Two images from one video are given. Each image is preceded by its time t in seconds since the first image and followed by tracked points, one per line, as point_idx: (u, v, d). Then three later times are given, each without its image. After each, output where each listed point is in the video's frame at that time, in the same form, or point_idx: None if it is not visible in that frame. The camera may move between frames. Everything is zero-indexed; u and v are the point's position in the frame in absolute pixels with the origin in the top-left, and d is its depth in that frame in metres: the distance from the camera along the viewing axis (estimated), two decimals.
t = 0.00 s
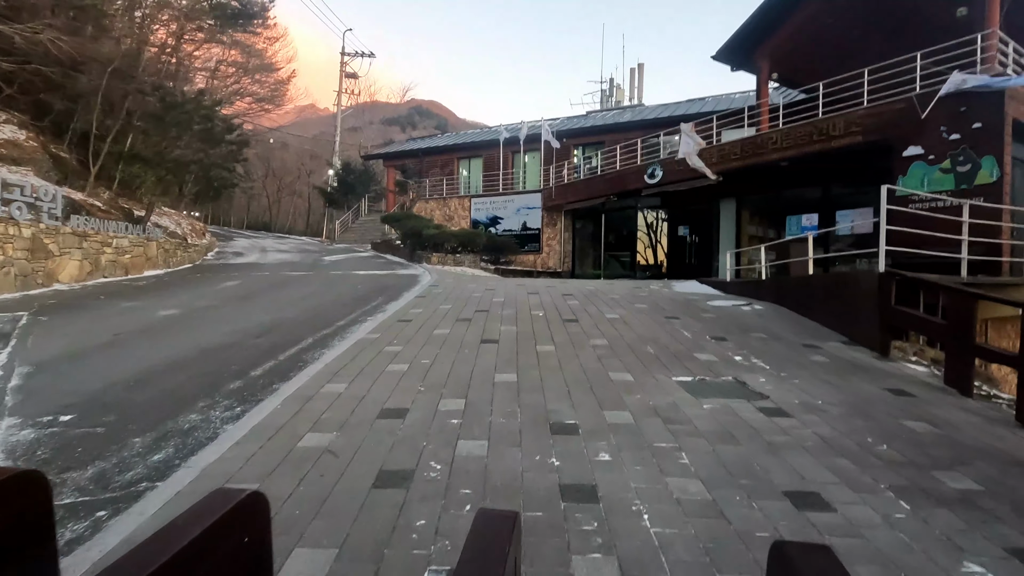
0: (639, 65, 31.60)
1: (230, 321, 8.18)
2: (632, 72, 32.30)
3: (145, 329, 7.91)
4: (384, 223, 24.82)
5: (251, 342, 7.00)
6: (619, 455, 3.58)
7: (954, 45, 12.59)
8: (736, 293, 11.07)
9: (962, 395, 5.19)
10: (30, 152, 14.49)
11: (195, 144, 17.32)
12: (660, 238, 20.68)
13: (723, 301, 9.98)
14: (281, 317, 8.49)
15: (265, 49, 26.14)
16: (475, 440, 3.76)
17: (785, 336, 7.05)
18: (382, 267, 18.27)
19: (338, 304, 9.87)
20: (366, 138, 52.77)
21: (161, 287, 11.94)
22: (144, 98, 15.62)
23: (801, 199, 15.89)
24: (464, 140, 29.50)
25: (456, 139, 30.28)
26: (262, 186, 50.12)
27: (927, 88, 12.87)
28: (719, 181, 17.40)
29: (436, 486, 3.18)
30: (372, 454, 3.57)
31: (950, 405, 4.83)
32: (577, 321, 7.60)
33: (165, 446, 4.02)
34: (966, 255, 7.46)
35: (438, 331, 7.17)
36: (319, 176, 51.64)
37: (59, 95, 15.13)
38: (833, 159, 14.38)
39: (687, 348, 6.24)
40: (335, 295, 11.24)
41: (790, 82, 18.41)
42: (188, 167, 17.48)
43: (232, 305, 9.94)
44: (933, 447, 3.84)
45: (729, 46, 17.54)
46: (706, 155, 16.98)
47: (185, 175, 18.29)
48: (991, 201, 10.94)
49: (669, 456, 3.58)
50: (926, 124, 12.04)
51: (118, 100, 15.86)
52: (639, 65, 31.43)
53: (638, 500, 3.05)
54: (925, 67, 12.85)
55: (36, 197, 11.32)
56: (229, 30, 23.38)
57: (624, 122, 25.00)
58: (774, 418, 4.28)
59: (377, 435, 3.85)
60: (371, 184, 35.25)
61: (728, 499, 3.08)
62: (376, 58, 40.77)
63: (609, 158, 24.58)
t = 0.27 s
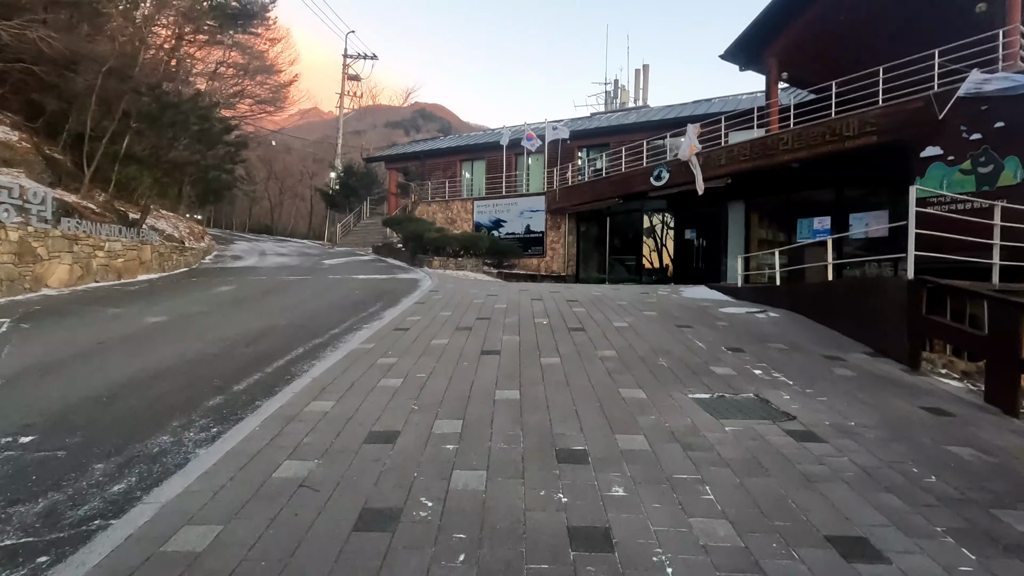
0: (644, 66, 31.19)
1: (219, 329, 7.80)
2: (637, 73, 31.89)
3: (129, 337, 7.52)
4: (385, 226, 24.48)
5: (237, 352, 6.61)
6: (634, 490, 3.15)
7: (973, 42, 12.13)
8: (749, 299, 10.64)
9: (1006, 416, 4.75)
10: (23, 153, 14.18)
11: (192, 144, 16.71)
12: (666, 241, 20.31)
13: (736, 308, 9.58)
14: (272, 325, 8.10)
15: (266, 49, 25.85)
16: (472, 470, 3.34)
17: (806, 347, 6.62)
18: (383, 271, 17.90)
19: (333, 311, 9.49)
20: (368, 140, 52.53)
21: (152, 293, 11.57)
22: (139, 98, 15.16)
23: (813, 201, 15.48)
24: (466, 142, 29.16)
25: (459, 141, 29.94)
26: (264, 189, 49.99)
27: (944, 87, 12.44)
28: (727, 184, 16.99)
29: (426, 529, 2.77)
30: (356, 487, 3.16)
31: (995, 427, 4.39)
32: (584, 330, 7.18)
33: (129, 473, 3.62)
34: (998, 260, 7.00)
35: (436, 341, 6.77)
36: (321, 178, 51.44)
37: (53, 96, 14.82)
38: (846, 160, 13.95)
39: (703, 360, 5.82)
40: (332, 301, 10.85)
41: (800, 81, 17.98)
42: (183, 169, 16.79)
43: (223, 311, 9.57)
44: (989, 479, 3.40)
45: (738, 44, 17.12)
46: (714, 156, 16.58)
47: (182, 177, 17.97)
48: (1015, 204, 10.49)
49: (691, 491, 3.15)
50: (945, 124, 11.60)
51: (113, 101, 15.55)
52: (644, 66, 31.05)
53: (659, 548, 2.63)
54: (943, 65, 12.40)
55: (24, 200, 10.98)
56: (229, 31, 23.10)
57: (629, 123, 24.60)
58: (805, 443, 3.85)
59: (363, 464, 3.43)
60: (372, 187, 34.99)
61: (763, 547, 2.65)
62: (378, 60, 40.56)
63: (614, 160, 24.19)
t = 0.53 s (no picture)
0: (648, 67, 30.86)
1: (207, 337, 7.47)
2: (641, 74, 31.56)
3: (111, 346, 7.20)
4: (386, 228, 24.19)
5: (223, 362, 6.27)
6: (647, 530, 2.78)
7: (991, 39, 11.73)
8: (759, 305, 10.26)
9: None
10: (16, 155, 13.93)
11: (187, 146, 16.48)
12: (672, 244, 19.86)
13: (747, 314, 9.20)
14: (263, 333, 7.77)
15: (266, 51, 25.62)
16: (464, 505, 2.98)
17: (824, 357, 6.25)
18: (382, 275, 17.58)
19: (328, 317, 9.14)
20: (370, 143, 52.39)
21: (144, 298, 11.26)
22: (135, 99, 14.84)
23: (823, 204, 15.10)
24: (469, 144, 28.85)
25: (461, 143, 29.66)
26: (267, 192, 49.84)
27: (961, 85, 12.02)
28: (735, 185, 16.61)
29: None
30: (332, 526, 2.79)
31: None
32: (588, 339, 6.83)
33: (87, 503, 3.27)
34: None
35: (432, 351, 6.40)
36: (323, 181, 51.32)
37: (47, 97, 14.60)
38: (858, 161, 13.58)
39: (716, 373, 5.46)
40: (328, 306, 10.52)
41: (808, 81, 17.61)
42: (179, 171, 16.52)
43: (215, 317, 9.25)
44: None
45: (744, 43, 16.78)
46: (722, 158, 16.20)
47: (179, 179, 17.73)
48: None
49: (714, 530, 2.79)
50: (962, 124, 11.22)
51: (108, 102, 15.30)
52: (648, 66, 30.67)
53: None
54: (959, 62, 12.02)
55: (13, 202, 10.70)
56: (228, 32, 22.86)
57: (633, 125, 24.27)
58: (837, 470, 3.48)
59: (342, 497, 3.07)
60: (375, 189, 34.73)
61: None
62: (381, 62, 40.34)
63: (618, 161, 23.85)
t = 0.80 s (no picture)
0: (654, 66, 30.43)
1: (193, 344, 7.13)
2: (647, 74, 31.13)
3: (93, 355, 6.87)
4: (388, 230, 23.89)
5: (206, 375, 5.91)
6: None
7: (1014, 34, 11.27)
8: (772, 312, 9.85)
9: None
10: (10, 156, 13.67)
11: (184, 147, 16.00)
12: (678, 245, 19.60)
13: (759, 321, 8.79)
14: (253, 341, 7.42)
15: (267, 50, 25.34)
16: (451, 552, 2.61)
17: (846, 371, 5.85)
18: (383, 278, 17.26)
19: (322, 323, 8.79)
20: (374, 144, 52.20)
21: (136, 303, 10.96)
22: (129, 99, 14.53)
23: (836, 205, 14.65)
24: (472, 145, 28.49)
25: (465, 144, 29.34)
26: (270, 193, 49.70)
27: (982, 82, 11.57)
28: (744, 186, 16.18)
29: None
30: None
31: None
32: (594, 349, 6.46)
33: (31, 543, 2.92)
34: None
35: (427, 363, 6.03)
36: (327, 183, 51.18)
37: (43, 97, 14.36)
38: (873, 161, 13.14)
39: (732, 389, 5.07)
40: (323, 312, 10.16)
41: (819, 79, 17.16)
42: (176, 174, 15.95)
43: (206, 323, 8.91)
44: None
45: (754, 41, 16.36)
46: (731, 158, 15.76)
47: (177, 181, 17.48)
48: None
49: None
50: (984, 122, 10.77)
51: (104, 102, 15.02)
52: (654, 66, 30.23)
53: None
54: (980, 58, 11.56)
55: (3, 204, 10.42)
56: (228, 32, 22.58)
57: (639, 125, 23.86)
58: (875, 508, 3.09)
59: (313, 541, 2.70)
60: (377, 191, 34.44)
61: None
62: (384, 62, 40.07)
63: (624, 162, 23.45)
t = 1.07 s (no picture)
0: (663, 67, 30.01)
1: (184, 355, 6.84)
2: (655, 75, 30.73)
3: (79, 366, 6.60)
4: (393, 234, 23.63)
5: (194, 389, 5.61)
6: None
7: None
8: (789, 320, 9.44)
9: None
10: (9, 161, 13.53)
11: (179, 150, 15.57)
12: (688, 248, 18.91)
13: (776, 329, 8.39)
14: (246, 352, 7.12)
15: (272, 53, 25.19)
16: None
17: (873, 386, 5.45)
18: (387, 283, 16.96)
19: (320, 332, 8.48)
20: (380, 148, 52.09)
21: (133, 310, 10.72)
22: (128, 100, 14.28)
23: (852, 208, 14.21)
24: (478, 148, 28.22)
25: (471, 147, 29.07)
26: (277, 197, 49.76)
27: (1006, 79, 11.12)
28: (756, 189, 15.76)
29: None
30: None
31: None
32: (602, 361, 6.10)
33: None
34: None
35: (425, 376, 5.68)
36: (333, 186, 51.11)
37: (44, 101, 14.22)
38: (891, 162, 12.70)
39: (752, 407, 4.69)
40: (322, 319, 9.86)
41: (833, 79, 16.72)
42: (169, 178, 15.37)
43: (201, 332, 8.63)
44: None
45: (766, 40, 15.97)
46: (742, 160, 15.36)
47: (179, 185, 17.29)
48: None
49: None
50: (1009, 121, 10.32)
51: (104, 105, 14.86)
52: (663, 67, 29.84)
53: None
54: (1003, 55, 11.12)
55: None
56: (232, 34, 22.43)
57: (648, 127, 23.48)
58: (925, 553, 2.71)
59: None
60: (383, 194, 34.24)
61: None
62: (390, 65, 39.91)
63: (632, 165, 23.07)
